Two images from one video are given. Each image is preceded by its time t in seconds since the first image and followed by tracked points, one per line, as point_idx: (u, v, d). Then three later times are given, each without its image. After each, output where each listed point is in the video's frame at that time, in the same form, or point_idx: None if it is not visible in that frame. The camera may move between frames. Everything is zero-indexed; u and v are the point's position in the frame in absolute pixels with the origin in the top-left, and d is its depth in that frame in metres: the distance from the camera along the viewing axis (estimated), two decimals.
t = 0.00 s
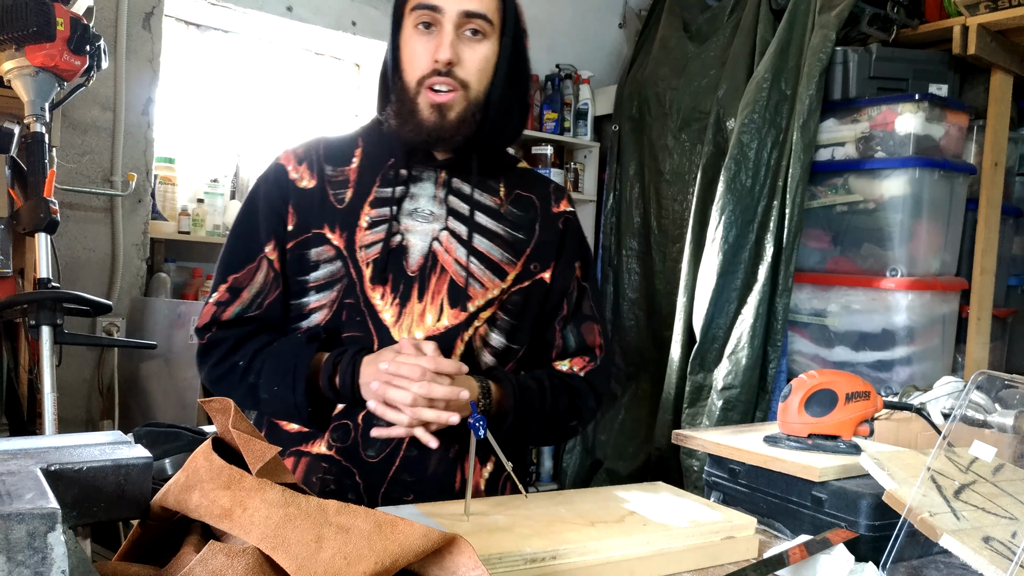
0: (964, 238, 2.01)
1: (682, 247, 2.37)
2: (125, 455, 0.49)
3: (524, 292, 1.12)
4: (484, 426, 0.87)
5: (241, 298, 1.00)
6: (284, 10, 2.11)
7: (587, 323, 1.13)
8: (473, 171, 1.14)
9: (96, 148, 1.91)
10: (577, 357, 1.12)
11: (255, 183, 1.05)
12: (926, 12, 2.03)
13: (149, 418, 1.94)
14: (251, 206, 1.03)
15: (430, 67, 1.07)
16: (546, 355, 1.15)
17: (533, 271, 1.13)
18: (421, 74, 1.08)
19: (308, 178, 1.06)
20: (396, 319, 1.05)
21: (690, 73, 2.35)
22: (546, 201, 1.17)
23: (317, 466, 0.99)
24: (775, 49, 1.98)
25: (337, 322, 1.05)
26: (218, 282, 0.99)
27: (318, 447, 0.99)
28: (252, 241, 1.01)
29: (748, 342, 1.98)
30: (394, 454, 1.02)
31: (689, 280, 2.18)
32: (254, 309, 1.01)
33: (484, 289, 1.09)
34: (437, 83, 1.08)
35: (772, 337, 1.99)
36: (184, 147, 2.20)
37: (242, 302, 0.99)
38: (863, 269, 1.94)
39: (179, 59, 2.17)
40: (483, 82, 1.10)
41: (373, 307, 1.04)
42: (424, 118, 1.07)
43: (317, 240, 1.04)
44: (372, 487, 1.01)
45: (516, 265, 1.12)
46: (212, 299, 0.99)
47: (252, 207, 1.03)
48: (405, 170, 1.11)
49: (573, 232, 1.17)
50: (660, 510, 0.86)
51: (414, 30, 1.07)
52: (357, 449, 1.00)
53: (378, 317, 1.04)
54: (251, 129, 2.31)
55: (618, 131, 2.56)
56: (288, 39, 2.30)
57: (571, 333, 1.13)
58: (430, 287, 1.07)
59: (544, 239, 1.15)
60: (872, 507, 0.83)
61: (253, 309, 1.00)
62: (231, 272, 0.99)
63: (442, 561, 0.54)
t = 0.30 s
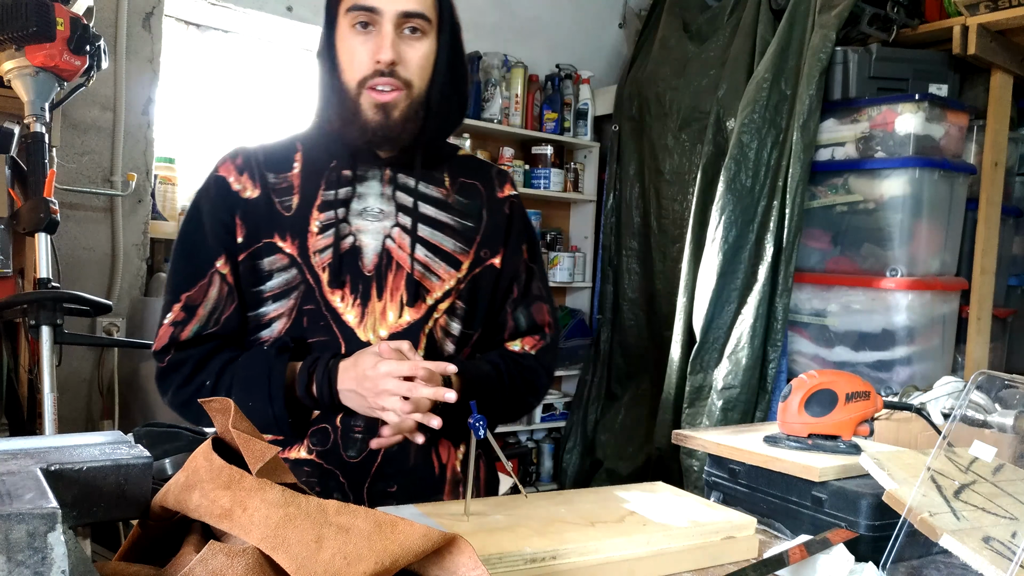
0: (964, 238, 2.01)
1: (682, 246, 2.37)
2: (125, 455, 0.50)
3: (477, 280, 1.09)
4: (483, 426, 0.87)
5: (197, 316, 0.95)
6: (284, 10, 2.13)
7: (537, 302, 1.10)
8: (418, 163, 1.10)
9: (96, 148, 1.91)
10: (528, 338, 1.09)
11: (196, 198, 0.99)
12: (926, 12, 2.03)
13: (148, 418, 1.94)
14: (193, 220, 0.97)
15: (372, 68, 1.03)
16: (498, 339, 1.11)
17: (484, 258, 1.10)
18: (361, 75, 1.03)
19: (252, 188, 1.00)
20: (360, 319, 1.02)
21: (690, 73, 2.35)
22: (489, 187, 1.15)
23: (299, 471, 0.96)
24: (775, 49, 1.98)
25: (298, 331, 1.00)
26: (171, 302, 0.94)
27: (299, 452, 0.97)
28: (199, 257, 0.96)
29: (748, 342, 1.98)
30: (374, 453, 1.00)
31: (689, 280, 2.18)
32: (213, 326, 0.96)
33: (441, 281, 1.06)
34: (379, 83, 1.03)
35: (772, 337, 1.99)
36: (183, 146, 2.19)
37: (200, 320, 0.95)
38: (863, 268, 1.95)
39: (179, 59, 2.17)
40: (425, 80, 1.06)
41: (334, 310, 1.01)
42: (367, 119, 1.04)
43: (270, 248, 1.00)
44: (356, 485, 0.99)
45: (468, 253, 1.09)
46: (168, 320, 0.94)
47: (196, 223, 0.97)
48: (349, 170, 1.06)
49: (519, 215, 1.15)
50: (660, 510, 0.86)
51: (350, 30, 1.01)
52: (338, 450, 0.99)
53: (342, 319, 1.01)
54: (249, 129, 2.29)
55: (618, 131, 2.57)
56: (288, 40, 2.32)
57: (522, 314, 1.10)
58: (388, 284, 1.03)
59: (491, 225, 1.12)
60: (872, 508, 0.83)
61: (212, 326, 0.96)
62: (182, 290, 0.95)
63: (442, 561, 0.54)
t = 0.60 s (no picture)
0: (964, 238, 2.01)
1: (682, 246, 2.36)
2: (125, 455, 0.50)
3: (453, 271, 1.14)
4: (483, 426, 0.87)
5: (177, 327, 0.93)
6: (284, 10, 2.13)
7: (512, 291, 1.16)
8: (393, 161, 1.13)
9: (96, 148, 1.91)
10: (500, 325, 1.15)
11: (167, 208, 0.97)
12: (926, 12, 2.02)
13: (149, 418, 1.94)
14: (168, 230, 0.95)
15: (345, 70, 1.03)
16: (476, 327, 1.17)
17: (460, 249, 1.15)
18: (334, 77, 1.04)
19: (226, 193, 0.99)
20: (346, 318, 1.02)
21: (689, 73, 2.35)
22: (459, 178, 1.19)
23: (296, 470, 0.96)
24: (775, 49, 1.98)
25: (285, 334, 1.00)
26: (150, 313, 0.92)
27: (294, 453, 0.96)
28: (175, 267, 0.94)
29: (748, 342, 1.98)
30: (369, 451, 1.00)
31: (689, 280, 2.18)
32: (194, 335, 0.95)
33: (424, 275, 1.10)
34: (353, 85, 1.05)
35: (772, 337, 1.98)
36: (183, 146, 2.19)
37: (182, 330, 0.93)
38: (863, 268, 1.94)
39: (179, 59, 2.17)
40: (394, 80, 1.08)
41: (319, 311, 1.01)
42: (342, 122, 1.05)
43: (248, 253, 1.00)
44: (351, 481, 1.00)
45: (445, 245, 1.13)
46: (149, 332, 0.92)
47: (168, 232, 0.95)
48: (323, 170, 1.07)
49: (489, 206, 1.20)
50: (660, 510, 0.86)
51: (321, 32, 1.03)
52: (332, 449, 0.98)
53: (328, 319, 1.02)
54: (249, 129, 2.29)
55: (618, 131, 2.57)
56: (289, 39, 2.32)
57: (497, 303, 1.16)
58: (372, 281, 1.05)
59: (463, 216, 1.17)
60: (872, 508, 0.83)
61: (194, 335, 0.95)
62: (160, 301, 0.93)
63: (442, 561, 0.54)
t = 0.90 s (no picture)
0: (964, 238, 2.01)
1: (682, 247, 2.36)
2: (125, 455, 0.50)
3: (473, 275, 1.11)
4: (484, 426, 0.87)
5: (164, 318, 0.96)
6: (284, 10, 2.13)
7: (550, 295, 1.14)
8: (405, 163, 1.11)
9: (96, 148, 1.91)
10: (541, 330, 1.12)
11: (183, 205, 1.00)
12: (926, 12, 2.02)
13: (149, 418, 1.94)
14: (179, 228, 0.98)
15: (364, 72, 1.05)
16: (512, 333, 1.13)
17: (479, 253, 1.12)
18: (353, 79, 1.06)
19: (240, 192, 1.01)
20: (353, 318, 1.01)
21: (689, 73, 2.35)
22: (482, 182, 1.15)
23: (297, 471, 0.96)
24: (775, 49, 1.98)
25: (291, 331, 0.99)
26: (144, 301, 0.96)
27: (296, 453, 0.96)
28: (178, 259, 0.97)
29: (748, 342, 1.98)
30: (370, 452, 1.00)
31: (689, 280, 2.18)
32: (178, 329, 0.96)
33: (437, 278, 1.07)
34: (371, 87, 1.06)
35: (772, 337, 1.98)
36: (183, 146, 2.19)
37: (165, 322, 0.95)
38: (863, 268, 1.95)
39: (179, 59, 2.17)
40: (413, 82, 1.10)
41: (327, 310, 1.01)
42: (359, 123, 1.06)
43: (261, 251, 1.00)
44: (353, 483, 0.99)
45: (462, 248, 1.10)
46: (136, 319, 0.95)
47: (180, 229, 0.98)
48: (337, 170, 1.06)
49: (513, 211, 1.17)
50: (661, 510, 0.86)
51: (340, 34, 1.05)
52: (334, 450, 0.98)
53: (336, 319, 1.00)
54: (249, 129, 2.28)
55: (618, 131, 2.57)
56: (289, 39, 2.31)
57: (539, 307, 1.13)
58: (382, 282, 1.04)
59: (485, 220, 1.13)
60: (872, 507, 0.83)
61: (177, 328, 0.96)
62: (155, 290, 0.96)
63: (442, 561, 0.54)
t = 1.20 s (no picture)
0: (964, 238, 2.01)
1: (682, 247, 2.36)
2: (125, 455, 0.49)
3: (521, 279, 1.09)
4: (484, 426, 0.87)
5: (210, 307, 0.96)
6: (284, 10, 2.13)
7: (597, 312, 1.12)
8: (452, 162, 1.08)
9: (96, 148, 1.91)
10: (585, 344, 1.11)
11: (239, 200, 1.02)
12: (926, 11, 2.03)
13: (149, 419, 1.94)
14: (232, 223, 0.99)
15: (415, 72, 1.02)
16: (555, 343, 1.12)
17: (528, 258, 1.10)
18: (404, 77, 1.03)
19: (291, 187, 1.02)
20: (391, 315, 1.01)
21: (690, 73, 2.35)
22: (536, 188, 1.13)
23: (323, 470, 0.98)
24: (775, 49, 1.98)
25: (329, 323, 1.00)
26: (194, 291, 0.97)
27: (322, 451, 0.98)
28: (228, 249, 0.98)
29: (748, 342, 1.97)
30: (399, 451, 1.01)
31: (689, 280, 2.18)
32: (223, 319, 0.97)
33: (480, 280, 1.06)
34: (420, 87, 1.03)
35: (772, 337, 1.99)
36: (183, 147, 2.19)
37: (211, 311, 0.96)
38: (864, 268, 1.94)
39: (180, 60, 2.17)
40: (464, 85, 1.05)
41: (365, 306, 1.01)
42: (407, 122, 1.04)
43: (306, 244, 1.01)
44: (380, 484, 1.00)
45: (510, 252, 1.09)
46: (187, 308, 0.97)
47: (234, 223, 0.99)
48: (385, 167, 1.05)
49: (566, 219, 1.14)
50: (660, 510, 0.86)
51: (395, 32, 1.00)
52: (362, 449, 1.00)
53: (373, 315, 1.01)
54: (250, 130, 2.29)
55: (618, 131, 2.57)
56: (289, 39, 2.30)
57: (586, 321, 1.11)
58: (424, 281, 1.03)
59: (536, 225, 1.11)
60: (872, 507, 0.83)
61: (223, 317, 0.97)
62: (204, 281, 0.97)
63: (442, 561, 0.54)
